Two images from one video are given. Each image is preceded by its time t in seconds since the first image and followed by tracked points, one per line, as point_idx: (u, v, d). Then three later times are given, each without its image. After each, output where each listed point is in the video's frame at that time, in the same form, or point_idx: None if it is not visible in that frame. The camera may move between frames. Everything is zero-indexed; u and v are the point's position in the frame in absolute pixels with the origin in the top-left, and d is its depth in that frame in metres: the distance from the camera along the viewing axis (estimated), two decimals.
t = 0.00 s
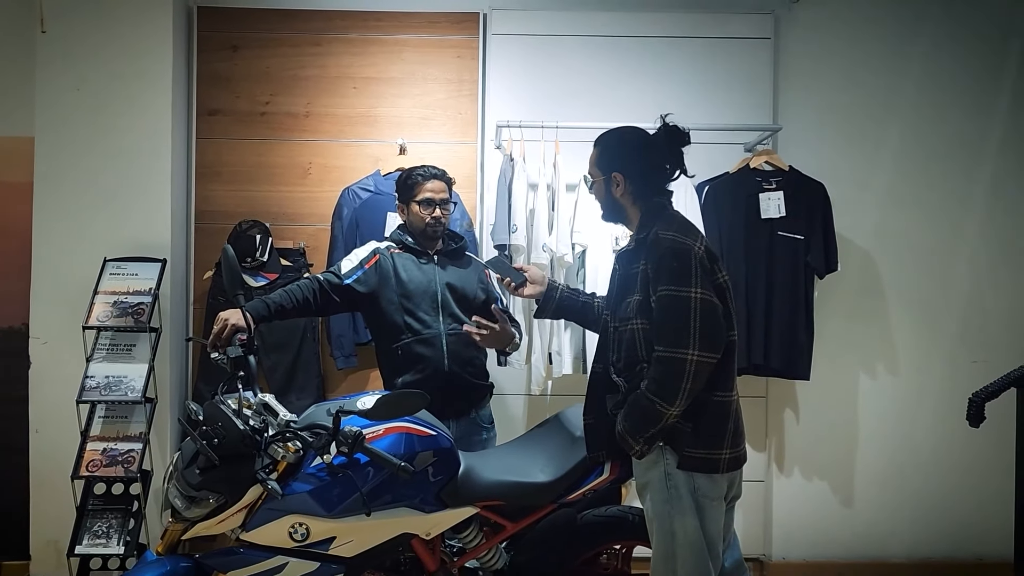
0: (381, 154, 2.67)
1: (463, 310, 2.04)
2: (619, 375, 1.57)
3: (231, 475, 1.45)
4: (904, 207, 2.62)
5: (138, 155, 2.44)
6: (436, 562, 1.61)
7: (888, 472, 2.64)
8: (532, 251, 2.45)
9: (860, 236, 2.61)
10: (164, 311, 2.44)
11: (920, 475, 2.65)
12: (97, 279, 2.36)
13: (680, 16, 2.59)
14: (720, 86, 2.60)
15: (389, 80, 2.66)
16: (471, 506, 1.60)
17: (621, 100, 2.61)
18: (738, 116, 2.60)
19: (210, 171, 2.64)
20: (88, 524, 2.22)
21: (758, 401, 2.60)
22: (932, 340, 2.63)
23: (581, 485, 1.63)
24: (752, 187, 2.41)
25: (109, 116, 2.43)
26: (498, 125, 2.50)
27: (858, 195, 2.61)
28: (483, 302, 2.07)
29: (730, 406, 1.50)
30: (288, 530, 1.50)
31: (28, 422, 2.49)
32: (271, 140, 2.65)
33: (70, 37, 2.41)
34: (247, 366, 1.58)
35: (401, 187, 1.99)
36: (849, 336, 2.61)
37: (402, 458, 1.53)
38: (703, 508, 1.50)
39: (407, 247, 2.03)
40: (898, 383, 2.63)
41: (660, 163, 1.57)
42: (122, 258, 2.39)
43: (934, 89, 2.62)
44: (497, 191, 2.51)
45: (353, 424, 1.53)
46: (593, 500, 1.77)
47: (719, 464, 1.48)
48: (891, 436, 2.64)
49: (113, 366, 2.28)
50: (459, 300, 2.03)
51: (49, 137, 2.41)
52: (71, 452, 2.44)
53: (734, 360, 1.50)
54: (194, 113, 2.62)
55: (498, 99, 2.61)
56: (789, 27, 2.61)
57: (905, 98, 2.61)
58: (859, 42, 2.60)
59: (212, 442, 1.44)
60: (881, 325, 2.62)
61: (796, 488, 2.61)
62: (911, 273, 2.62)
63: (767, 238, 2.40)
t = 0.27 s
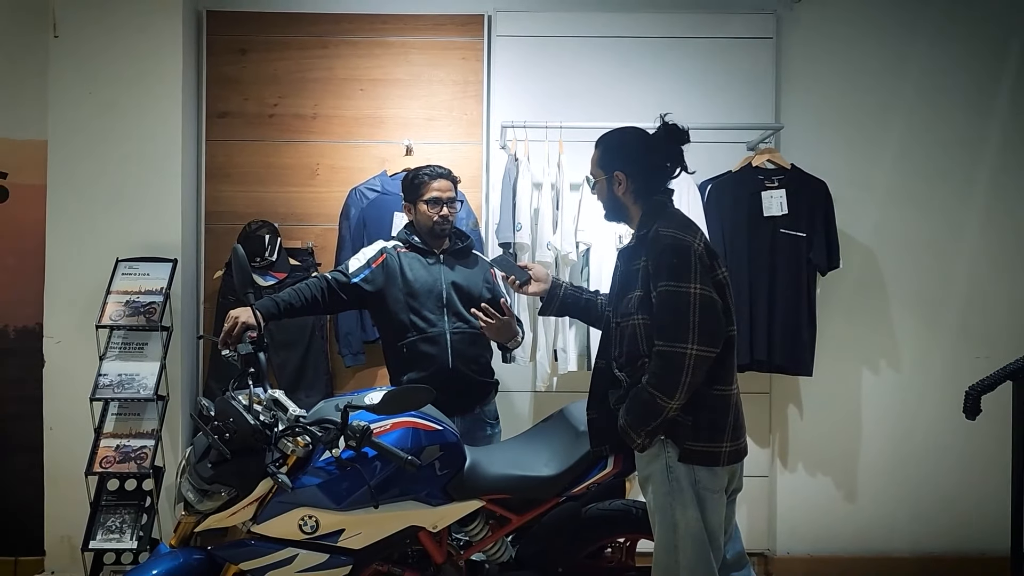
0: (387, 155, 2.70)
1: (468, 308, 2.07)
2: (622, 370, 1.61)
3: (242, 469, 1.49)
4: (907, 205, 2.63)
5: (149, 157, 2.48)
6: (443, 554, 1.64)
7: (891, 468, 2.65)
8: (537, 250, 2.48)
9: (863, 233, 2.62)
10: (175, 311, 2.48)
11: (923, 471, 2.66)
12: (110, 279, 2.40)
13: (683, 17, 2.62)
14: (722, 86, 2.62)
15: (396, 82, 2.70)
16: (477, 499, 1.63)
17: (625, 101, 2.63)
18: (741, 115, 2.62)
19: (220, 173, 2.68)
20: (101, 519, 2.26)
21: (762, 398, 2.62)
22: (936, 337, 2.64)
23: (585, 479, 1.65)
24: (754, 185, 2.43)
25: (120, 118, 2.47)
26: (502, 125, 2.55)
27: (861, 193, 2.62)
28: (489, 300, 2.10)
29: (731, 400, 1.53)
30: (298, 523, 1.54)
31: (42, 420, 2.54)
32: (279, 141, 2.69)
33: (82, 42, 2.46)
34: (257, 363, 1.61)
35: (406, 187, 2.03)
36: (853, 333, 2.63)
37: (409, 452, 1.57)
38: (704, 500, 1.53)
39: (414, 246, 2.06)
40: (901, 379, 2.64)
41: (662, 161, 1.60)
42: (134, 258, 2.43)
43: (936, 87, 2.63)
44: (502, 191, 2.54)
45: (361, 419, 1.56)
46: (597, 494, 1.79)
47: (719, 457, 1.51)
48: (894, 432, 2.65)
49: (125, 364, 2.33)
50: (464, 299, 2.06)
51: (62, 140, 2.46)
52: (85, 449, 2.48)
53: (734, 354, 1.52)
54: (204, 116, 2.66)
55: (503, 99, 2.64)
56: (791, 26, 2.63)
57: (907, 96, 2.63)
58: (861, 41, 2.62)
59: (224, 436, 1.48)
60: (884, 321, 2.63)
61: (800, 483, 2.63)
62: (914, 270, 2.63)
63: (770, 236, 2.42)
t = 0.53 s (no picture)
0: (394, 153, 2.72)
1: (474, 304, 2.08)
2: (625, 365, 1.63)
3: (251, 462, 1.51)
4: (912, 202, 2.64)
5: (159, 155, 2.51)
6: (450, 547, 1.66)
7: (896, 464, 2.66)
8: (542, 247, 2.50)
9: (868, 230, 2.63)
10: (185, 307, 2.51)
11: (928, 467, 2.67)
12: (120, 275, 2.43)
13: (688, 15, 2.63)
14: (727, 84, 2.63)
15: (402, 80, 2.72)
16: (483, 493, 1.64)
17: (630, 98, 2.65)
18: (746, 112, 2.63)
19: (229, 171, 2.71)
20: (112, 513, 2.29)
21: (767, 393, 2.63)
22: (940, 333, 2.65)
23: (590, 473, 1.67)
24: (759, 182, 2.44)
25: (130, 117, 2.50)
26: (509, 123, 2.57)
27: (866, 190, 2.63)
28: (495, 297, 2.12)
29: (732, 394, 1.54)
30: (306, 515, 1.56)
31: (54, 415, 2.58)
32: (287, 140, 2.72)
33: (92, 41, 2.49)
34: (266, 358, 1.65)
35: (413, 184, 2.05)
36: (857, 329, 2.64)
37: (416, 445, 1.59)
38: (707, 493, 1.55)
39: (420, 243, 2.08)
40: (906, 375, 2.65)
41: (665, 158, 1.62)
42: (144, 255, 2.46)
43: (941, 84, 2.63)
44: (507, 188, 2.55)
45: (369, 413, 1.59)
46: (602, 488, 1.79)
47: (722, 451, 1.52)
48: (899, 428, 2.66)
49: (136, 360, 2.36)
50: (470, 295, 2.08)
51: (73, 139, 2.49)
52: (96, 444, 2.51)
53: (735, 348, 1.54)
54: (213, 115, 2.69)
55: (509, 97, 2.65)
56: (796, 24, 2.63)
57: (912, 93, 2.63)
58: (866, 38, 2.62)
59: (233, 430, 1.51)
60: (889, 318, 2.64)
61: (805, 479, 2.64)
62: (919, 266, 2.64)
63: (774, 232, 2.43)
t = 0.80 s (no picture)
0: (397, 151, 2.73)
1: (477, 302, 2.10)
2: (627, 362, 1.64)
3: (256, 457, 1.53)
4: (914, 200, 2.64)
5: (164, 153, 2.53)
6: (452, 542, 1.67)
7: (897, 462, 2.67)
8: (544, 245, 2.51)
9: (870, 228, 2.63)
10: (190, 305, 2.53)
11: (929, 465, 2.67)
12: (126, 272, 2.45)
13: (690, 13, 2.63)
14: (730, 82, 2.64)
15: (406, 79, 2.73)
16: (486, 488, 1.66)
17: (632, 97, 2.65)
18: (748, 111, 2.64)
19: (234, 169, 2.72)
20: (118, 509, 2.31)
21: (769, 391, 2.64)
22: (942, 331, 2.65)
23: (592, 468, 1.68)
24: (761, 180, 2.45)
25: (136, 115, 2.52)
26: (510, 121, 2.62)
27: (868, 189, 2.63)
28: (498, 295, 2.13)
29: (732, 388, 1.55)
30: (310, 510, 1.57)
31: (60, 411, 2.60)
32: (291, 138, 2.73)
33: (97, 40, 2.51)
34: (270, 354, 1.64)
35: (417, 183, 2.07)
36: (859, 328, 2.64)
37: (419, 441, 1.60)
38: (708, 489, 1.56)
39: (424, 240, 2.09)
40: (908, 373, 2.65)
41: (665, 156, 1.63)
42: (149, 252, 2.48)
43: (943, 83, 2.64)
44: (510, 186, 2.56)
45: (372, 408, 1.60)
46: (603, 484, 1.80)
47: (724, 446, 1.53)
48: (901, 426, 2.66)
49: (141, 357, 2.37)
50: (473, 293, 2.09)
51: (79, 137, 2.51)
52: (102, 440, 2.53)
53: (733, 342, 1.55)
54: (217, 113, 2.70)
55: (512, 96, 2.66)
56: (799, 23, 2.64)
57: (914, 92, 2.63)
58: (869, 37, 2.62)
59: (238, 425, 1.52)
60: (891, 316, 2.64)
61: (807, 477, 2.65)
62: (921, 265, 2.64)
63: (776, 230, 2.44)
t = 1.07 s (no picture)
0: (399, 151, 2.74)
1: (479, 301, 2.10)
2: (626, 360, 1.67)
3: (258, 456, 1.53)
4: (915, 199, 2.64)
5: (166, 154, 2.53)
6: (454, 541, 1.67)
7: (899, 461, 2.66)
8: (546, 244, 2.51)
9: (871, 227, 2.63)
10: (192, 305, 2.53)
11: (932, 463, 2.67)
12: (128, 273, 2.45)
13: (691, 13, 2.64)
14: (731, 82, 2.64)
15: (407, 79, 2.73)
16: (488, 488, 1.65)
17: (633, 96, 2.65)
18: (749, 110, 2.64)
19: (236, 169, 2.73)
20: (120, 509, 2.31)
21: (770, 390, 2.64)
22: (944, 330, 2.65)
23: (594, 467, 1.68)
24: (762, 179, 2.45)
25: (137, 116, 2.52)
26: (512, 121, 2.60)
27: (869, 188, 2.63)
28: (500, 295, 2.13)
29: (730, 378, 1.55)
30: (313, 509, 1.58)
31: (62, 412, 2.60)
32: (292, 138, 2.74)
33: (99, 41, 2.51)
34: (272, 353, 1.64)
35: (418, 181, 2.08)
36: (861, 327, 2.64)
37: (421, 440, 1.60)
38: (709, 487, 1.57)
39: (426, 240, 2.09)
40: (909, 372, 2.65)
41: (657, 153, 1.66)
42: (151, 253, 2.48)
43: (944, 82, 2.64)
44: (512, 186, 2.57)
45: (374, 408, 1.60)
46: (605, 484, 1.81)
47: (727, 439, 1.53)
48: (902, 425, 2.66)
49: (143, 357, 2.38)
50: (475, 292, 2.09)
51: (81, 138, 2.51)
52: (104, 440, 2.54)
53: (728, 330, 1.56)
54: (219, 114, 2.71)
55: (513, 96, 2.66)
56: (800, 22, 2.64)
57: (915, 91, 2.63)
58: (869, 36, 2.62)
59: (240, 425, 1.52)
60: (892, 315, 2.64)
61: (809, 476, 2.65)
62: (922, 264, 2.64)
63: (777, 229, 2.44)
